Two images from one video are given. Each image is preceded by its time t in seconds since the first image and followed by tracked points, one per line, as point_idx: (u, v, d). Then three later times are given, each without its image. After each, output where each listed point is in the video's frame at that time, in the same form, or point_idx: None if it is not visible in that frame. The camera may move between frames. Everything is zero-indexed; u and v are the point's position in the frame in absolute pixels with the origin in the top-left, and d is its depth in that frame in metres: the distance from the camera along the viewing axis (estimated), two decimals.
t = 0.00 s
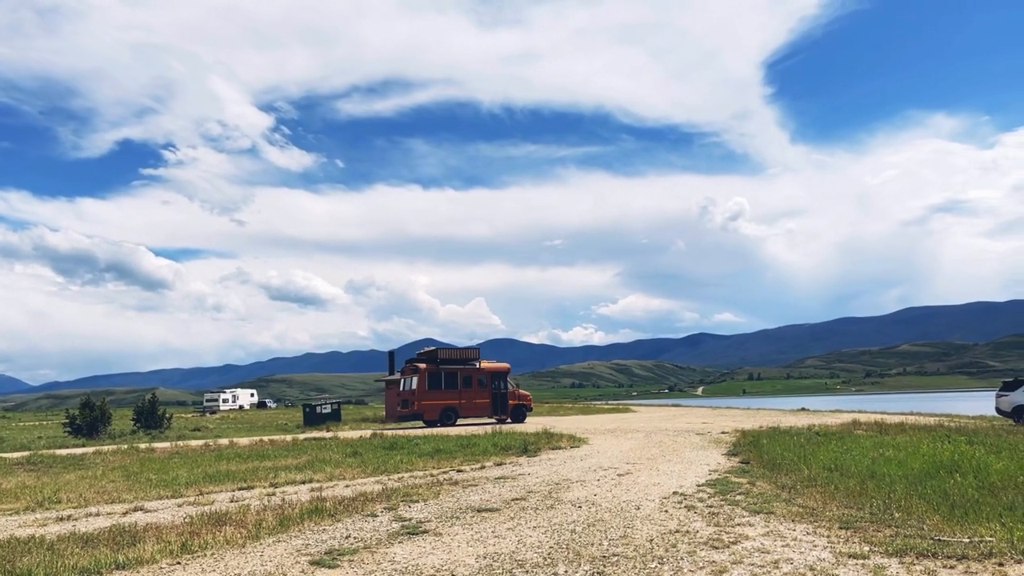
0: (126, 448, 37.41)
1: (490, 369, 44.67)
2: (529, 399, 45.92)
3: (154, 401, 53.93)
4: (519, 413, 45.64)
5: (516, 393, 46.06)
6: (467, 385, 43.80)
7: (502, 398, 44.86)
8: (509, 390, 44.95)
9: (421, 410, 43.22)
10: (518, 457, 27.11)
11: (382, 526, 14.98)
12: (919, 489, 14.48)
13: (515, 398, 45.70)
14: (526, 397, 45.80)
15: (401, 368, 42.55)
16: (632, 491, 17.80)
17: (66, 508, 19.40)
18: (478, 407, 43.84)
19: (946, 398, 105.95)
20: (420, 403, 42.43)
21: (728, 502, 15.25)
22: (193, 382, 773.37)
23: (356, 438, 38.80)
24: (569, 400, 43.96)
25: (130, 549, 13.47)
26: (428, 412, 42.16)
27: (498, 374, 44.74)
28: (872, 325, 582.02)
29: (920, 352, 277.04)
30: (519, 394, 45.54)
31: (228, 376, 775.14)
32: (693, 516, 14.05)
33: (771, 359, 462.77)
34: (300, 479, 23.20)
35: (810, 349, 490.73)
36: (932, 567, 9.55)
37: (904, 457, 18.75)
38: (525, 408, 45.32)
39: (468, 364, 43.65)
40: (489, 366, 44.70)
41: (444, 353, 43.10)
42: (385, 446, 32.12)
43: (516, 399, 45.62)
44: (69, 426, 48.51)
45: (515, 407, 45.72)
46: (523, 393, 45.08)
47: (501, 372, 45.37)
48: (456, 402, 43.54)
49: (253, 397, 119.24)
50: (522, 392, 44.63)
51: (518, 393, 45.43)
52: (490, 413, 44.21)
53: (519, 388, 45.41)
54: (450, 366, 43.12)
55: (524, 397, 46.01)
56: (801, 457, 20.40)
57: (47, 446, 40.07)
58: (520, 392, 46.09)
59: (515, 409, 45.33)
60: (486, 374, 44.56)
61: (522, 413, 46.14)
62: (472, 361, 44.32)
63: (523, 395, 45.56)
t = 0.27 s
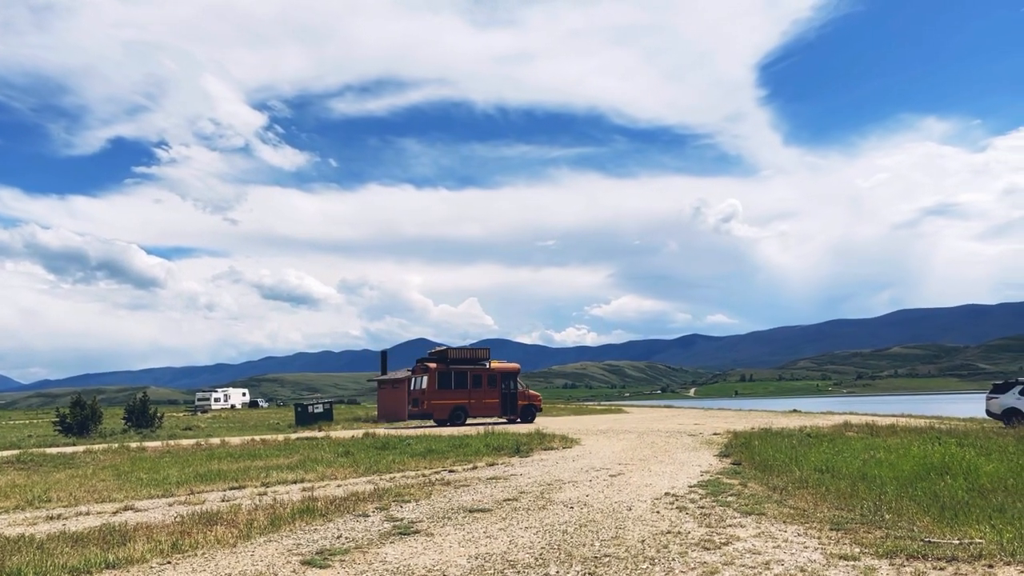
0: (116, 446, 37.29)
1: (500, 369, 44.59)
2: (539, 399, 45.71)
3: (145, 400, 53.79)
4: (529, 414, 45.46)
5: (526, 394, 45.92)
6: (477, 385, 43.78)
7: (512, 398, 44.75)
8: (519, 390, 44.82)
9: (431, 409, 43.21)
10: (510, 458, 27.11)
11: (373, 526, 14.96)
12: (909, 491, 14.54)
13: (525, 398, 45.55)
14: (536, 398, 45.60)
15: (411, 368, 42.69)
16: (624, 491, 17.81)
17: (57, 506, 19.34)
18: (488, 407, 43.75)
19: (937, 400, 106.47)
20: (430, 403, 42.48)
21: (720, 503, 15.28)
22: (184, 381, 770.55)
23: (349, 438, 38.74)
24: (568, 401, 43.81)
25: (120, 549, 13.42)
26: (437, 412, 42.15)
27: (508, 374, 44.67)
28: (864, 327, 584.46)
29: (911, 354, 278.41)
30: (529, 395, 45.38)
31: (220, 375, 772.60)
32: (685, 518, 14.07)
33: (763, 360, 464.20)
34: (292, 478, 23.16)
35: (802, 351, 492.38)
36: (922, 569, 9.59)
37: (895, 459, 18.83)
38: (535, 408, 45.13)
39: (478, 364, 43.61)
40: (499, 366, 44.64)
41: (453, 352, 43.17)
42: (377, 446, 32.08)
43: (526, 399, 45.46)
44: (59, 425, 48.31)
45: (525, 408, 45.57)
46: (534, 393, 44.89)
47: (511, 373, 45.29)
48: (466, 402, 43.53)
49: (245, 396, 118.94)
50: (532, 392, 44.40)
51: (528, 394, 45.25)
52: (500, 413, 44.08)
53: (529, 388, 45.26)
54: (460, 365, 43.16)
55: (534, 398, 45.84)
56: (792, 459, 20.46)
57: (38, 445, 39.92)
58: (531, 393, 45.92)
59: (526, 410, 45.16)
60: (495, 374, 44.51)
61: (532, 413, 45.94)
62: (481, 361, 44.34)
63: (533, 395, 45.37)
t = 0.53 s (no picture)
0: (106, 446, 37.12)
1: (509, 369, 44.41)
2: (547, 399, 45.65)
3: (136, 399, 53.56)
4: (537, 414, 45.38)
5: (534, 394, 45.81)
6: (486, 385, 43.63)
7: (521, 399, 44.65)
8: (527, 390, 44.67)
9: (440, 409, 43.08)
10: (502, 459, 27.09)
11: (364, 526, 14.92)
12: (899, 493, 14.60)
13: (533, 398, 45.44)
14: (545, 398, 45.46)
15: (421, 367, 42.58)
16: (616, 493, 17.82)
17: (46, 506, 19.23)
18: (496, 407, 43.61)
19: (928, 403, 106.99)
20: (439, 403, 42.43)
21: (711, 505, 15.29)
22: (175, 381, 767.46)
23: (341, 437, 38.64)
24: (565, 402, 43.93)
25: (110, 549, 13.34)
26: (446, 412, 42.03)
27: (516, 374, 44.52)
28: (856, 329, 586.77)
29: (902, 357, 279.63)
30: (538, 395, 45.22)
31: (211, 374, 769.91)
32: (676, 519, 14.08)
33: (755, 362, 465.42)
34: (283, 478, 23.09)
35: (794, 353, 493.84)
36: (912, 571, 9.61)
37: (886, 461, 18.89)
38: (543, 408, 45.00)
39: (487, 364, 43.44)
40: (508, 366, 44.48)
41: (463, 353, 43.05)
42: (369, 446, 32.02)
43: (534, 399, 45.38)
44: (49, 423, 48.04)
45: (533, 408, 45.46)
46: (542, 393, 44.72)
47: (520, 373, 45.13)
48: (474, 402, 43.40)
49: (236, 395, 118.59)
50: (541, 392, 44.33)
51: (537, 394, 45.12)
52: (508, 413, 43.96)
53: (538, 388, 45.11)
54: (469, 366, 43.01)
55: (542, 398, 45.72)
56: (784, 460, 20.52)
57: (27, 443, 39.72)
58: (539, 393, 45.78)
59: (534, 410, 45.05)
60: (504, 374, 44.37)
61: (540, 413, 45.86)
62: (490, 362, 44.22)
63: (541, 396, 45.23)
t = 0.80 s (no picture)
0: (96, 445, 36.93)
1: (518, 370, 44.25)
2: (555, 400, 45.39)
3: (126, 398, 53.29)
4: (545, 415, 45.17)
5: (543, 395, 45.56)
6: (494, 386, 43.46)
7: (528, 399, 44.45)
8: (535, 391, 44.49)
9: (448, 410, 42.98)
10: (494, 459, 27.12)
11: (355, 527, 14.89)
12: (889, 495, 14.65)
13: (541, 399, 45.24)
14: (553, 400, 45.25)
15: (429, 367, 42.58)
16: (607, 494, 17.82)
17: (35, 505, 19.11)
18: (504, 408, 43.42)
19: (918, 405, 107.59)
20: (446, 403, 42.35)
21: (702, 506, 15.34)
22: (166, 380, 764.12)
23: (333, 437, 38.54)
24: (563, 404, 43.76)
25: (99, 547, 13.28)
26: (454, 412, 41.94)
27: (524, 375, 44.35)
28: (847, 332, 589.25)
29: (892, 360, 281.05)
30: (546, 396, 45.01)
31: (202, 373, 767.37)
32: (667, 520, 14.11)
33: (746, 364, 466.94)
34: (274, 478, 23.03)
35: (785, 355, 495.50)
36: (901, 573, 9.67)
37: (875, 463, 18.98)
38: (552, 410, 44.79)
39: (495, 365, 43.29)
40: (516, 367, 44.33)
41: (470, 354, 42.97)
42: (361, 446, 31.95)
43: (542, 400, 45.18)
44: (39, 422, 47.77)
45: (542, 409, 45.25)
46: (550, 394, 44.48)
47: (528, 374, 44.96)
48: (482, 403, 43.24)
49: (228, 395, 118.15)
50: (549, 393, 44.14)
51: (545, 395, 44.91)
52: (516, 414, 43.77)
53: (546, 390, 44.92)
54: (477, 367, 42.90)
55: (550, 399, 45.51)
56: (774, 462, 20.61)
57: (16, 442, 39.44)
58: (548, 395, 45.58)
59: (542, 411, 44.83)
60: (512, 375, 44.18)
61: (548, 414, 45.65)
62: (498, 363, 44.10)
63: (549, 397, 45.01)
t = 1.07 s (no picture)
0: (85, 444, 36.72)
1: (524, 371, 44.20)
2: (563, 402, 45.15)
3: (115, 397, 53.00)
4: (553, 416, 44.91)
5: (550, 396, 45.35)
6: (500, 387, 43.37)
7: (536, 400, 44.32)
8: (542, 392, 44.36)
9: (455, 411, 42.94)
10: (485, 460, 27.10)
11: (345, 528, 14.86)
12: (879, 498, 14.70)
13: (549, 400, 45.05)
14: (560, 401, 45.05)
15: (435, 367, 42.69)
16: (598, 496, 17.85)
17: (23, 505, 18.98)
18: (511, 409, 43.27)
19: (906, 409, 108.16)
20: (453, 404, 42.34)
21: (693, 508, 15.38)
22: (155, 379, 760.41)
23: (323, 438, 38.43)
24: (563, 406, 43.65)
25: (87, 548, 13.19)
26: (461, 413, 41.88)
27: (531, 376, 44.30)
28: (837, 335, 591.81)
29: (882, 363, 282.48)
30: (554, 398, 44.82)
31: (192, 373, 764.04)
32: (658, 522, 14.13)
33: (737, 367, 468.41)
34: (264, 479, 22.95)
35: (776, 358, 497.30)
36: None
37: (865, 466, 19.06)
38: (559, 411, 44.54)
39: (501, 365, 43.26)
40: (522, 369, 44.29)
41: (476, 354, 43.05)
42: (351, 447, 31.86)
43: (550, 402, 44.98)
44: (27, 422, 47.44)
45: (549, 410, 45.05)
46: (558, 395, 44.27)
47: (535, 376, 44.89)
48: (489, 403, 43.12)
49: (218, 395, 117.66)
50: (557, 394, 43.95)
51: (552, 396, 44.74)
52: (523, 415, 43.60)
53: (553, 391, 44.76)
54: (483, 368, 42.93)
55: (558, 400, 45.30)
56: (765, 464, 20.66)
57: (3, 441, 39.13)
58: (555, 397, 45.42)
59: (549, 412, 44.62)
60: (519, 376, 44.10)
61: (556, 416, 45.39)
62: (505, 364, 44.12)
63: (557, 398, 44.83)
